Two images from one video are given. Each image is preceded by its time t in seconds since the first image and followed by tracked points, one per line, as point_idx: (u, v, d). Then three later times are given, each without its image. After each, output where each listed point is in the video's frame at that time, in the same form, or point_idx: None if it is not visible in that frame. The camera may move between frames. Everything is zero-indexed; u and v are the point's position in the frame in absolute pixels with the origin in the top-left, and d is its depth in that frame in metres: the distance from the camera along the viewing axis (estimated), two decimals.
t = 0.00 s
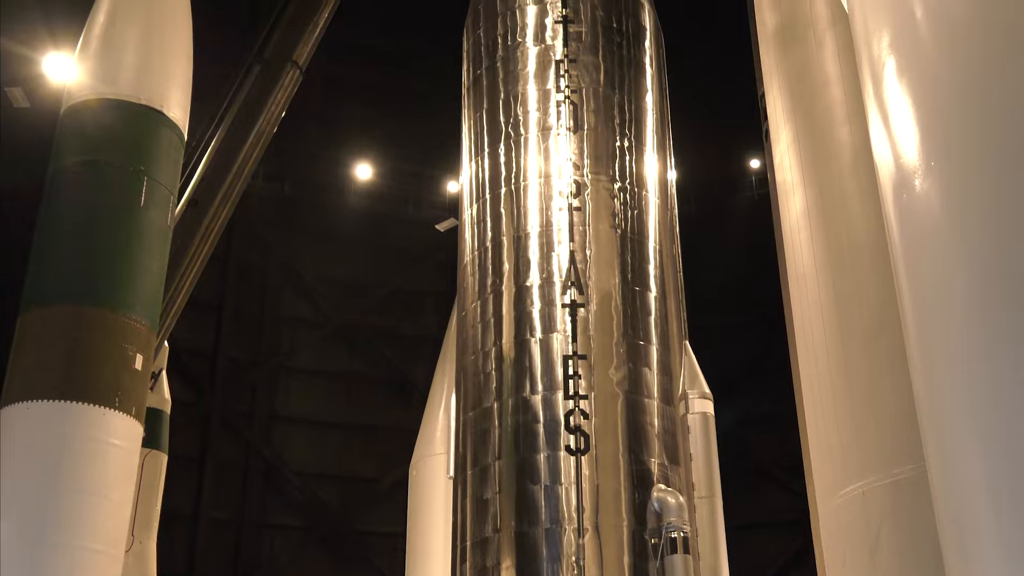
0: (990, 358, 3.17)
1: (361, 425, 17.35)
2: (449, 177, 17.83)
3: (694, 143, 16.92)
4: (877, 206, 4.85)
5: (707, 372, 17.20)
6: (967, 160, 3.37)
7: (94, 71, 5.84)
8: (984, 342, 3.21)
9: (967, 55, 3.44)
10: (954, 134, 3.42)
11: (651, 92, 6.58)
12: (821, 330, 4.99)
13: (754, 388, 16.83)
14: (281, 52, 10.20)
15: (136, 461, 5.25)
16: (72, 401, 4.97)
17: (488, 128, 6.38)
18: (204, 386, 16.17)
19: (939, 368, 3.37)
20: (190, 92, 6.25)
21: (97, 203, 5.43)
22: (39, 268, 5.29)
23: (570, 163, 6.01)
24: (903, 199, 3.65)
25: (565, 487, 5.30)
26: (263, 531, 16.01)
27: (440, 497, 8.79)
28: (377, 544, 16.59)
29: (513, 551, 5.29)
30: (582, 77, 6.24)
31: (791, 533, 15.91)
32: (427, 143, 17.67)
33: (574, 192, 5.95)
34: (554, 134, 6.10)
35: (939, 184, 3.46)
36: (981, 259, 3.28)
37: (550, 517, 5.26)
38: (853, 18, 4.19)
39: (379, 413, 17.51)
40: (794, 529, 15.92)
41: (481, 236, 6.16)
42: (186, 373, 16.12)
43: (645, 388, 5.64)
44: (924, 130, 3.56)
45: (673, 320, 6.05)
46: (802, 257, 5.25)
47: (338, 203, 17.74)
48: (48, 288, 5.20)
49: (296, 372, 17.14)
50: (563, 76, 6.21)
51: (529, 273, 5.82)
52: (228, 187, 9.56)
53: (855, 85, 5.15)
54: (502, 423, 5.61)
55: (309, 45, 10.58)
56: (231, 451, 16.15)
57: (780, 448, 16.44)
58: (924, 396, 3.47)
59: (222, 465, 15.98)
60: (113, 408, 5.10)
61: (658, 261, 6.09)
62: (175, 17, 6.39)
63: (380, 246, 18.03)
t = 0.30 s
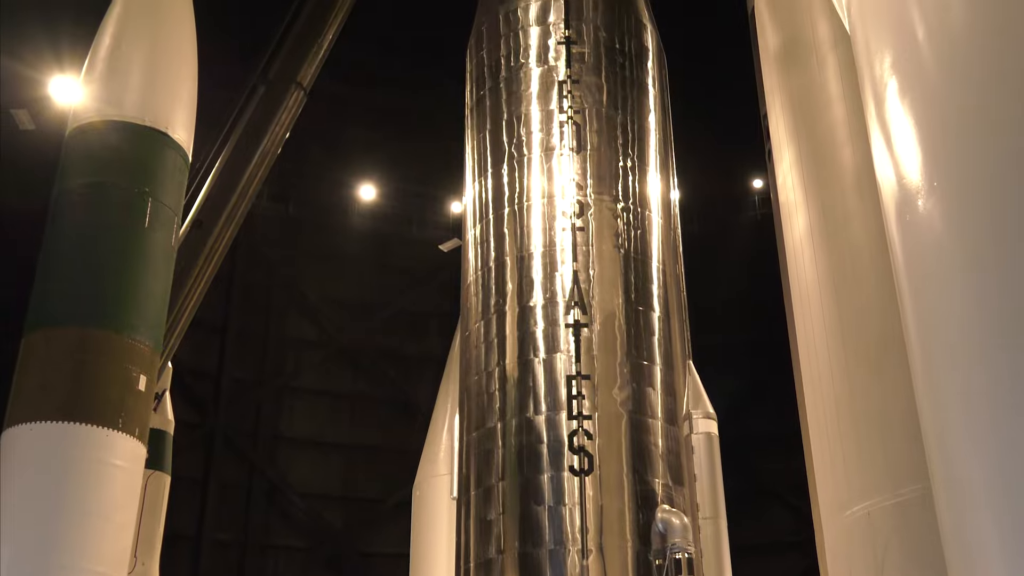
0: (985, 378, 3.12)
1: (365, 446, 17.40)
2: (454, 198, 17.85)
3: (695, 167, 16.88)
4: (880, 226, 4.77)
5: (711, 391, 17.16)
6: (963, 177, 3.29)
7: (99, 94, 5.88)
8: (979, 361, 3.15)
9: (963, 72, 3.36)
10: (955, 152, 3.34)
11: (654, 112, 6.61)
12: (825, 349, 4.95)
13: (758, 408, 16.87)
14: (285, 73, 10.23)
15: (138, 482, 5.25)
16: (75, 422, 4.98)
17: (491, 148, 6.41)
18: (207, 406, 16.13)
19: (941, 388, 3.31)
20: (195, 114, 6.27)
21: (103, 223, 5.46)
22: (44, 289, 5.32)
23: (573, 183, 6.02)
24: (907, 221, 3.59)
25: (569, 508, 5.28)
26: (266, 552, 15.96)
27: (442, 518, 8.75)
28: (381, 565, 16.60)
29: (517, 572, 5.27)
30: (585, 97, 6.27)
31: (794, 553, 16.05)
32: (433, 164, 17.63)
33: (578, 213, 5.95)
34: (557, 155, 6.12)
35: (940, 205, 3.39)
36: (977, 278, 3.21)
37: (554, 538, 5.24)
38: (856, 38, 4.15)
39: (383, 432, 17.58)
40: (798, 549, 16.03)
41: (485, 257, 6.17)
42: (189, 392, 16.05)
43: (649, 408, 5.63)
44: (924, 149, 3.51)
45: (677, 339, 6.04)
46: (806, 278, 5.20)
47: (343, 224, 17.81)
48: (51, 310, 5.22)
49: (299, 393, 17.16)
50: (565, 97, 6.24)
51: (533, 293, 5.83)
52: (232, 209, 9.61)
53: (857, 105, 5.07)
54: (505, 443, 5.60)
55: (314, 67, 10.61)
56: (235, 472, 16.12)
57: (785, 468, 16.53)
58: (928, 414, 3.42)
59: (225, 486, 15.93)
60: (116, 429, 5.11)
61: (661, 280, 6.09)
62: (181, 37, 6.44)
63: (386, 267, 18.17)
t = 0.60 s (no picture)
0: (999, 414, 2.79)
1: (365, 465, 17.36)
2: (455, 217, 17.77)
3: (695, 185, 16.69)
4: (882, 244, 4.77)
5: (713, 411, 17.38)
6: (968, 192, 2.97)
7: (101, 113, 5.92)
8: (988, 397, 2.82)
9: (965, 87, 3.05)
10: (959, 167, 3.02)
11: (656, 132, 6.64)
12: (828, 368, 4.92)
13: (758, 428, 17.10)
14: (288, 94, 10.29)
15: (140, 503, 5.23)
16: (75, 441, 4.97)
17: (493, 167, 6.42)
18: (208, 426, 16.06)
19: (950, 427, 2.95)
20: (197, 135, 6.30)
21: (105, 241, 5.47)
22: (46, 308, 5.33)
23: (575, 203, 6.03)
24: (908, 242, 3.25)
25: (571, 527, 5.25)
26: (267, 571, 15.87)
27: (444, 536, 8.75)
28: None
29: None
30: (586, 116, 6.29)
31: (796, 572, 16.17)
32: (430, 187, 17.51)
33: (580, 231, 5.96)
34: (559, 173, 6.14)
35: (942, 227, 3.06)
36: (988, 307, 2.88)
37: (556, 558, 5.21)
38: (854, 55, 3.79)
39: (384, 451, 17.56)
40: (799, 568, 16.14)
41: (487, 275, 6.18)
42: (189, 412, 15.96)
43: (651, 427, 5.62)
44: (928, 168, 3.17)
45: (679, 358, 6.04)
46: (809, 298, 5.18)
47: (344, 242, 17.89)
48: (52, 328, 5.24)
49: (299, 412, 17.17)
50: (567, 116, 6.27)
51: (534, 311, 5.83)
52: (235, 230, 9.65)
53: (857, 124, 5.07)
54: (507, 462, 5.58)
55: (317, 86, 10.63)
56: (236, 492, 16.06)
57: (788, 487, 16.73)
58: (937, 456, 3.04)
59: (226, 507, 15.86)
60: (117, 448, 5.11)
61: (664, 299, 6.10)
62: (184, 57, 6.49)
63: (389, 285, 18.37)
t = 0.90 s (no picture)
0: (999, 438, 2.66)
1: (365, 485, 17.28)
2: (457, 236, 17.78)
3: (694, 204, 16.71)
4: (882, 264, 4.76)
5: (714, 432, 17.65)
6: (965, 207, 2.85)
7: (103, 134, 5.96)
8: (990, 414, 2.70)
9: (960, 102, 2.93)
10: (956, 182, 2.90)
11: (657, 152, 6.65)
12: (829, 387, 4.90)
13: (763, 448, 17.20)
14: (290, 115, 10.33)
15: (140, 524, 5.22)
16: (75, 462, 4.97)
17: (494, 186, 6.44)
18: (209, 446, 16.01)
19: (952, 447, 2.81)
20: (197, 156, 6.31)
21: (107, 262, 5.48)
22: (46, 329, 5.34)
23: (576, 222, 6.04)
24: (908, 261, 3.12)
25: (573, 548, 5.23)
26: None
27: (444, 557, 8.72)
28: None
29: None
30: (587, 136, 6.32)
31: None
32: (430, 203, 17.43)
33: (580, 250, 5.97)
34: (560, 193, 6.15)
35: (941, 246, 2.93)
36: (988, 324, 2.75)
37: None
38: (854, 76, 3.62)
39: (384, 472, 17.50)
40: None
41: (488, 295, 6.18)
42: (190, 431, 15.98)
43: (652, 447, 5.60)
44: (927, 187, 3.03)
45: (680, 378, 6.02)
46: (810, 318, 5.17)
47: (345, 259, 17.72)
48: (52, 349, 5.24)
49: (300, 432, 17.15)
50: (568, 136, 6.29)
51: (535, 330, 5.83)
52: (236, 250, 9.67)
53: (857, 145, 5.08)
54: (508, 482, 5.56)
55: (318, 107, 10.67)
56: (236, 512, 16.00)
57: (789, 510, 16.77)
58: (940, 482, 2.91)
59: (226, 526, 15.82)
60: (117, 468, 5.10)
61: (665, 319, 6.09)
62: (185, 78, 6.51)
63: (389, 306, 18.37)
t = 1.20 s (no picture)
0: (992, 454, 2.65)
1: (365, 506, 17.24)
2: (459, 257, 17.78)
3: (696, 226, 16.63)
4: (884, 284, 4.77)
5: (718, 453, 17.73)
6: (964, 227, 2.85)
7: (104, 155, 5.99)
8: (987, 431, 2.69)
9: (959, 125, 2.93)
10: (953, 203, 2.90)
11: (657, 173, 6.68)
12: (830, 407, 4.89)
13: (766, 468, 17.37)
14: (291, 136, 10.36)
15: (140, 547, 5.20)
16: (75, 483, 4.96)
17: (495, 205, 6.45)
18: (209, 468, 15.99)
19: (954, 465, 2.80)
20: (199, 177, 6.33)
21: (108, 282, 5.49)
22: (47, 350, 5.34)
23: (576, 243, 6.05)
24: (908, 281, 3.12)
25: (573, 570, 5.20)
26: None
27: None
28: None
29: None
30: (587, 156, 6.34)
31: None
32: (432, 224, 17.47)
33: (581, 271, 5.98)
34: (561, 214, 6.17)
35: (940, 267, 2.93)
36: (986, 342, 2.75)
37: None
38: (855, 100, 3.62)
39: (384, 492, 17.45)
40: None
41: (489, 315, 6.18)
42: (190, 452, 15.97)
43: (653, 467, 5.59)
44: (926, 208, 3.04)
45: (681, 399, 6.01)
46: (811, 338, 5.16)
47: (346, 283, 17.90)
48: (52, 370, 5.24)
49: (301, 452, 17.13)
50: (568, 157, 6.31)
51: (536, 350, 5.83)
52: (237, 270, 9.67)
53: (857, 166, 5.10)
54: (509, 503, 5.54)
55: (319, 130, 10.69)
56: (235, 533, 15.97)
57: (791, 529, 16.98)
58: (939, 502, 2.90)
59: (225, 547, 15.75)
60: (117, 490, 5.09)
61: (666, 339, 6.09)
62: (186, 100, 6.53)
63: (390, 326, 18.25)
